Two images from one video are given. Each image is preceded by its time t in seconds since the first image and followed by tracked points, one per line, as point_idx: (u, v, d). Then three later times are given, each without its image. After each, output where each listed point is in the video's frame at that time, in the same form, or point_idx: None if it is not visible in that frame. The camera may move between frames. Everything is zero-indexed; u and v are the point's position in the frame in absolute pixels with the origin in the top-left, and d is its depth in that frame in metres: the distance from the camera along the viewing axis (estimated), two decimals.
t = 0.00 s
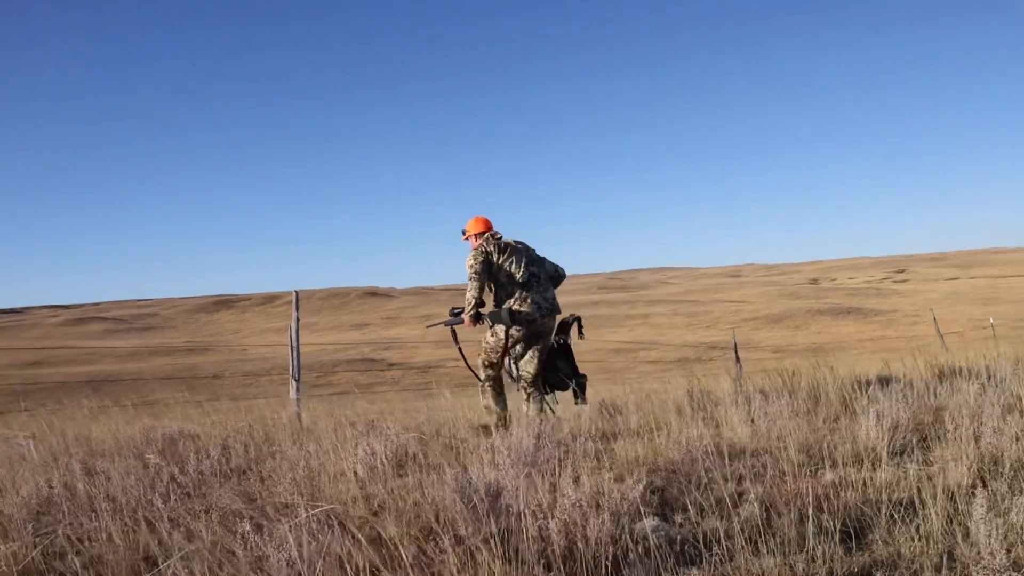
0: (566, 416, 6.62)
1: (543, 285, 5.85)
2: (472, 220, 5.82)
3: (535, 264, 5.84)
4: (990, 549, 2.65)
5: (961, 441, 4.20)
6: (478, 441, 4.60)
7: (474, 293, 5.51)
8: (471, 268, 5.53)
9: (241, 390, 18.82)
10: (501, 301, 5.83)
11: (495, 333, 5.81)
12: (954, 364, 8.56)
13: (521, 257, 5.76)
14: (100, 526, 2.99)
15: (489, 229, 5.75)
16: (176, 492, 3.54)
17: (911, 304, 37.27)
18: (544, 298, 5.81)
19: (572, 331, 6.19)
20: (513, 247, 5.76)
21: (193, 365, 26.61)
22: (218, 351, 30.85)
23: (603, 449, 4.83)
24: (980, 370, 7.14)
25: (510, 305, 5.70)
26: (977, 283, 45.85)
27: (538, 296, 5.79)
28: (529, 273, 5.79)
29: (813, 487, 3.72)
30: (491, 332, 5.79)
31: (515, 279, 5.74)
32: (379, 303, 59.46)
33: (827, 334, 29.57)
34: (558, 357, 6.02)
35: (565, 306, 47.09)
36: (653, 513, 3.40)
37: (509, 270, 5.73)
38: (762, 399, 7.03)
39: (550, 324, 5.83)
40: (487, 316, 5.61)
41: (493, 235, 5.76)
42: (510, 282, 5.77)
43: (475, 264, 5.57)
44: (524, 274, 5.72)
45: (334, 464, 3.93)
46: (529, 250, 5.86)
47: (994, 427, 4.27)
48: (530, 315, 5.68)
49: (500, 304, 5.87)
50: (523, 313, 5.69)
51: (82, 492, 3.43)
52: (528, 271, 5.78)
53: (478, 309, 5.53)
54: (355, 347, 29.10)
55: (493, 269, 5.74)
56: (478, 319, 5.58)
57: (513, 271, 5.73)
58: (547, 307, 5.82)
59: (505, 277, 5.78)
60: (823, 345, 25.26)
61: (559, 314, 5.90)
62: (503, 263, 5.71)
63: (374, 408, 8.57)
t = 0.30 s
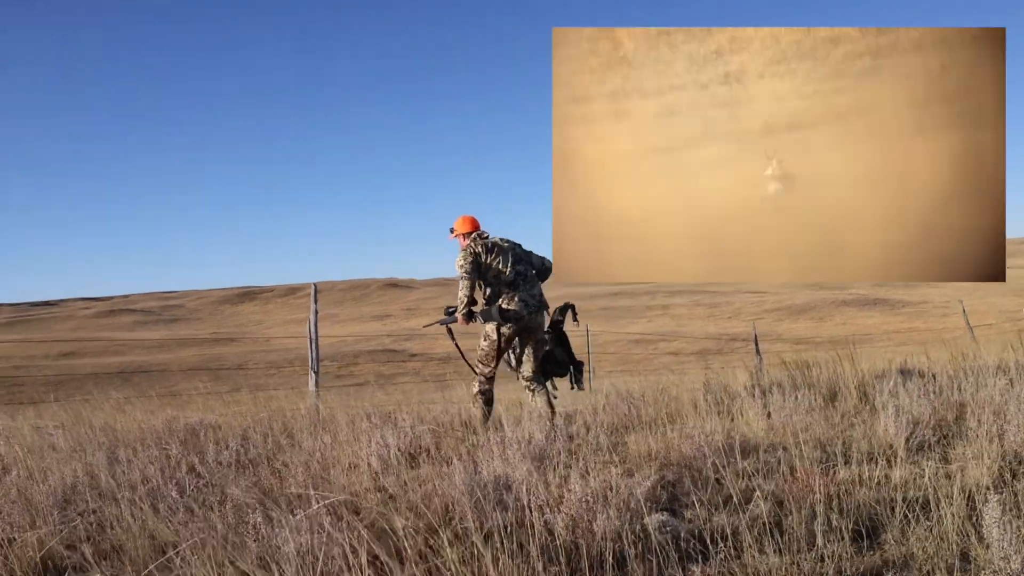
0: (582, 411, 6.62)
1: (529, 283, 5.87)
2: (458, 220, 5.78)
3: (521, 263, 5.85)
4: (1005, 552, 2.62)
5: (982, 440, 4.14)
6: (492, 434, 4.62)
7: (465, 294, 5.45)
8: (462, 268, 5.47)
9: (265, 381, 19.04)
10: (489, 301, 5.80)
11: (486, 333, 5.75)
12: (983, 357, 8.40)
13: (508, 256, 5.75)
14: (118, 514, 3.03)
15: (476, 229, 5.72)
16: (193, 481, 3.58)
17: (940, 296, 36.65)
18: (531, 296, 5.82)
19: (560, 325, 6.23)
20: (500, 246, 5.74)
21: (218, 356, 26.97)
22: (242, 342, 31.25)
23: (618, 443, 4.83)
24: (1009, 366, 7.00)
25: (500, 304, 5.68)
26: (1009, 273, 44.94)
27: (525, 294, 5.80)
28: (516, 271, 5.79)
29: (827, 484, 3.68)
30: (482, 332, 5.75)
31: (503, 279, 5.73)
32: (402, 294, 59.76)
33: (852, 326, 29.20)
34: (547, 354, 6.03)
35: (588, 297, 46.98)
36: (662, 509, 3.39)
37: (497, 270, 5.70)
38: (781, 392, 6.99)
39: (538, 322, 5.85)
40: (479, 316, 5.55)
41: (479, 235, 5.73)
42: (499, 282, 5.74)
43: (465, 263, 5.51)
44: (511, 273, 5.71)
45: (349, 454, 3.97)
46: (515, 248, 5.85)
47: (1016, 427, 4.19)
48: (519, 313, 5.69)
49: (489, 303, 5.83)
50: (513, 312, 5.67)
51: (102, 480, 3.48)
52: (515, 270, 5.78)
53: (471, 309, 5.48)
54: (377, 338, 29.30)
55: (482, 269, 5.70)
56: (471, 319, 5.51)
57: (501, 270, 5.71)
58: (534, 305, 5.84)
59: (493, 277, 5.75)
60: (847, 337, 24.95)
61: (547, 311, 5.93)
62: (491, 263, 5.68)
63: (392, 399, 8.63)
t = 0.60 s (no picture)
0: (599, 401, 6.64)
1: (520, 272, 6.09)
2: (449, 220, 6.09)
3: (510, 253, 6.07)
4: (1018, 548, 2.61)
5: (1002, 433, 4.09)
6: (507, 424, 4.65)
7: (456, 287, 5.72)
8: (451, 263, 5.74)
9: (289, 369, 19.29)
10: (482, 293, 6.05)
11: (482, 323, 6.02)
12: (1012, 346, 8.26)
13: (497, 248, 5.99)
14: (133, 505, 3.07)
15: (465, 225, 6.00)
16: (211, 472, 3.64)
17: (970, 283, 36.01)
18: (522, 284, 6.05)
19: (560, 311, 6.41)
20: (489, 240, 5.99)
21: (243, 343, 27.35)
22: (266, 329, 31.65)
23: (633, 434, 4.83)
24: None
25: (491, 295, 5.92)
26: None
27: (517, 282, 6.02)
28: (506, 261, 6.02)
29: (842, 477, 3.67)
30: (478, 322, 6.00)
31: (494, 270, 5.97)
32: (424, 282, 60.04)
33: (878, 314, 28.84)
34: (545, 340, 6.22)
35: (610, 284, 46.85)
36: (675, 502, 3.40)
37: (487, 262, 5.94)
38: (799, 382, 6.94)
39: (531, 308, 6.06)
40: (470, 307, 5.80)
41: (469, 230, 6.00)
42: (489, 273, 5.98)
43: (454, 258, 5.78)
44: (501, 263, 5.94)
45: (365, 445, 4.01)
46: (503, 240, 6.08)
47: None
48: (513, 301, 5.95)
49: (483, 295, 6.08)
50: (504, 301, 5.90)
51: (120, 470, 3.54)
52: (505, 260, 6.01)
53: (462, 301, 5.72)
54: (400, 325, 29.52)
55: (473, 262, 5.96)
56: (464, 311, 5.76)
57: (490, 262, 5.95)
58: (526, 292, 6.06)
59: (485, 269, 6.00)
60: (871, 325, 24.65)
61: (539, 296, 6.20)
62: (481, 255, 5.92)
63: (411, 388, 8.68)
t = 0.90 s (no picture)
0: (613, 391, 6.66)
1: (520, 265, 6.19)
2: (459, 209, 6.29)
3: (511, 247, 6.19)
4: None
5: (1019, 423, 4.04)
6: (521, 416, 4.67)
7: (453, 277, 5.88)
8: (449, 253, 5.90)
9: (309, 357, 19.50)
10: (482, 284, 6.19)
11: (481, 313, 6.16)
12: None
13: (497, 241, 6.12)
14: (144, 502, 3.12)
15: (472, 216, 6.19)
16: (224, 466, 3.68)
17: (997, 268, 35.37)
18: (519, 277, 6.15)
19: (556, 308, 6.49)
20: (491, 232, 6.12)
21: (264, 331, 27.67)
22: (288, 316, 32.00)
23: (648, 426, 4.83)
24: None
25: (488, 287, 6.04)
26: None
27: (514, 275, 6.13)
28: (506, 254, 6.13)
29: (857, 471, 3.64)
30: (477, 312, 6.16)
31: (493, 261, 6.09)
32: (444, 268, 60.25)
33: (903, 300, 28.47)
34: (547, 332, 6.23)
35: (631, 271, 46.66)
36: (687, 495, 3.40)
37: (486, 253, 6.08)
38: (815, 372, 6.89)
39: (528, 301, 6.14)
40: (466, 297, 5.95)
41: (474, 221, 6.16)
42: (487, 265, 6.11)
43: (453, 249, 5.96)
44: (499, 255, 6.06)
45: (379, 437, 4.04)
46: (506, 233, 6.21)
47: None
48: (508, 293, 6.03)
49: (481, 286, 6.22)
50: (499, 293, 6.01)
51: (133, 466, 3.59)
52: (504, 253, 6.12)
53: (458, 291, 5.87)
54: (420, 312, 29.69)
55: (473, 253, 6.12)
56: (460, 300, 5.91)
57: (488, 254, 6.09)
58: (522, 286, 6.15)
59: (484, 261, 6.13)
60: (893, 312, 24.34)
61: (535, 292, 6.27)
62: (480, 247, 6.07)
63: (428, 377, 8.72)
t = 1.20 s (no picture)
0: (622, 381, 6.64)
1: (511, 263, 6.42)
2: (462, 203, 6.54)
3: (505, 244, 6.42)
4: None
5: None
6: (529, 407, 4.65)
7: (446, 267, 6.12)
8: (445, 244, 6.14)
9: (319, 347, 19.57)
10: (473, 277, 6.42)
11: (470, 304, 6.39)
12: None
13: (494, 237, 6.35)
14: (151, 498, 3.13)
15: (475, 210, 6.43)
16: (231, 460, 3.69)
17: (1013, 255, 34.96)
18: (510, 275, 6.37)
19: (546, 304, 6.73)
20: (489, 228, 6.39)
21: (275, 321, 27.82)
22: (298, 307, 32.15)
23: (657, 417, 4.80)
24: None
25: (478, 280, 6.27)
26: None
27: (505, 272, 6.35)
28: (499, 251, 6.36)
29: (866, 462, 3.62)
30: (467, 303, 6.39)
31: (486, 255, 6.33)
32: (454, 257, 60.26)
33: (916, 288, 28.24)
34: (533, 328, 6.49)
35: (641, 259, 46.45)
36: (695, 488, 3.38)
37: (481, 248, 6.31)
38: (825, 361, 6.84)
39: (516, 299, 6.37)
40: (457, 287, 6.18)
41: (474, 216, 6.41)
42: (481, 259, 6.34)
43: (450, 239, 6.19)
44: (492, 251, 6.28)
45: (386, 430, 4.03)
46: (503, 231, 6.45)
47: None
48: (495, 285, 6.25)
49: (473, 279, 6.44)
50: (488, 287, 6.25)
51: (140, 460, 3.61)
52: (498, 249, 6.35)
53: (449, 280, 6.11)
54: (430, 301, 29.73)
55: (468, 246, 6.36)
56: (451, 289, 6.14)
57: (483, 249, 6.32)
58: (511, 283, 6.37)
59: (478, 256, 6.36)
60: (904, 299, 24.21)
61: (524, 291, 6.48)
62: (476, 241, 6.30)
63: (437, 367, 8.73)
